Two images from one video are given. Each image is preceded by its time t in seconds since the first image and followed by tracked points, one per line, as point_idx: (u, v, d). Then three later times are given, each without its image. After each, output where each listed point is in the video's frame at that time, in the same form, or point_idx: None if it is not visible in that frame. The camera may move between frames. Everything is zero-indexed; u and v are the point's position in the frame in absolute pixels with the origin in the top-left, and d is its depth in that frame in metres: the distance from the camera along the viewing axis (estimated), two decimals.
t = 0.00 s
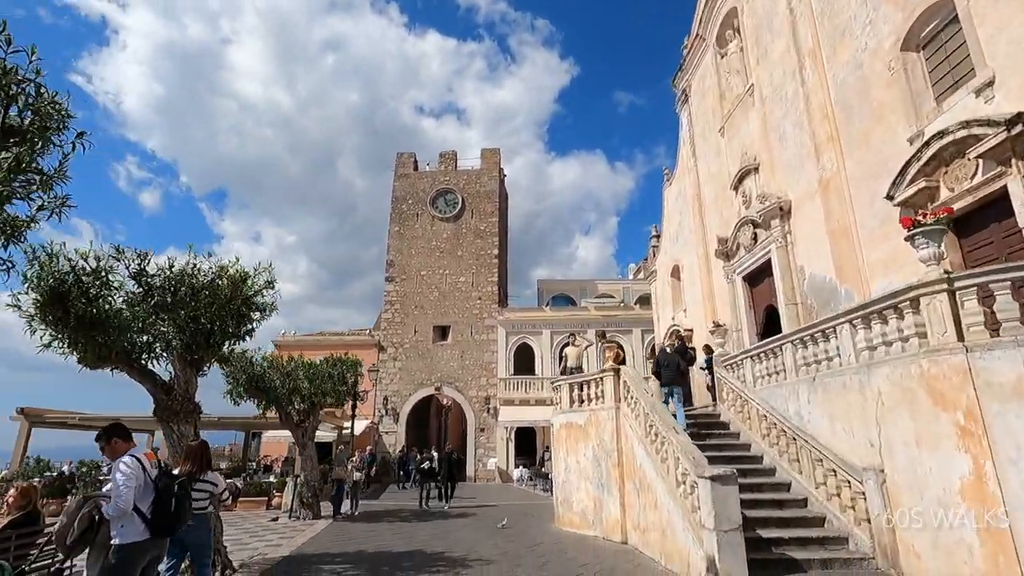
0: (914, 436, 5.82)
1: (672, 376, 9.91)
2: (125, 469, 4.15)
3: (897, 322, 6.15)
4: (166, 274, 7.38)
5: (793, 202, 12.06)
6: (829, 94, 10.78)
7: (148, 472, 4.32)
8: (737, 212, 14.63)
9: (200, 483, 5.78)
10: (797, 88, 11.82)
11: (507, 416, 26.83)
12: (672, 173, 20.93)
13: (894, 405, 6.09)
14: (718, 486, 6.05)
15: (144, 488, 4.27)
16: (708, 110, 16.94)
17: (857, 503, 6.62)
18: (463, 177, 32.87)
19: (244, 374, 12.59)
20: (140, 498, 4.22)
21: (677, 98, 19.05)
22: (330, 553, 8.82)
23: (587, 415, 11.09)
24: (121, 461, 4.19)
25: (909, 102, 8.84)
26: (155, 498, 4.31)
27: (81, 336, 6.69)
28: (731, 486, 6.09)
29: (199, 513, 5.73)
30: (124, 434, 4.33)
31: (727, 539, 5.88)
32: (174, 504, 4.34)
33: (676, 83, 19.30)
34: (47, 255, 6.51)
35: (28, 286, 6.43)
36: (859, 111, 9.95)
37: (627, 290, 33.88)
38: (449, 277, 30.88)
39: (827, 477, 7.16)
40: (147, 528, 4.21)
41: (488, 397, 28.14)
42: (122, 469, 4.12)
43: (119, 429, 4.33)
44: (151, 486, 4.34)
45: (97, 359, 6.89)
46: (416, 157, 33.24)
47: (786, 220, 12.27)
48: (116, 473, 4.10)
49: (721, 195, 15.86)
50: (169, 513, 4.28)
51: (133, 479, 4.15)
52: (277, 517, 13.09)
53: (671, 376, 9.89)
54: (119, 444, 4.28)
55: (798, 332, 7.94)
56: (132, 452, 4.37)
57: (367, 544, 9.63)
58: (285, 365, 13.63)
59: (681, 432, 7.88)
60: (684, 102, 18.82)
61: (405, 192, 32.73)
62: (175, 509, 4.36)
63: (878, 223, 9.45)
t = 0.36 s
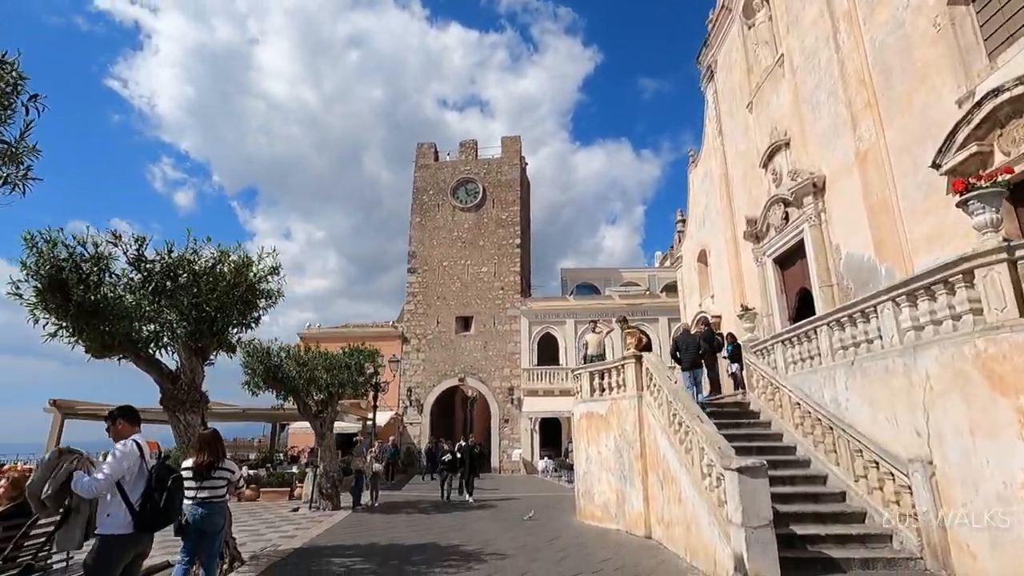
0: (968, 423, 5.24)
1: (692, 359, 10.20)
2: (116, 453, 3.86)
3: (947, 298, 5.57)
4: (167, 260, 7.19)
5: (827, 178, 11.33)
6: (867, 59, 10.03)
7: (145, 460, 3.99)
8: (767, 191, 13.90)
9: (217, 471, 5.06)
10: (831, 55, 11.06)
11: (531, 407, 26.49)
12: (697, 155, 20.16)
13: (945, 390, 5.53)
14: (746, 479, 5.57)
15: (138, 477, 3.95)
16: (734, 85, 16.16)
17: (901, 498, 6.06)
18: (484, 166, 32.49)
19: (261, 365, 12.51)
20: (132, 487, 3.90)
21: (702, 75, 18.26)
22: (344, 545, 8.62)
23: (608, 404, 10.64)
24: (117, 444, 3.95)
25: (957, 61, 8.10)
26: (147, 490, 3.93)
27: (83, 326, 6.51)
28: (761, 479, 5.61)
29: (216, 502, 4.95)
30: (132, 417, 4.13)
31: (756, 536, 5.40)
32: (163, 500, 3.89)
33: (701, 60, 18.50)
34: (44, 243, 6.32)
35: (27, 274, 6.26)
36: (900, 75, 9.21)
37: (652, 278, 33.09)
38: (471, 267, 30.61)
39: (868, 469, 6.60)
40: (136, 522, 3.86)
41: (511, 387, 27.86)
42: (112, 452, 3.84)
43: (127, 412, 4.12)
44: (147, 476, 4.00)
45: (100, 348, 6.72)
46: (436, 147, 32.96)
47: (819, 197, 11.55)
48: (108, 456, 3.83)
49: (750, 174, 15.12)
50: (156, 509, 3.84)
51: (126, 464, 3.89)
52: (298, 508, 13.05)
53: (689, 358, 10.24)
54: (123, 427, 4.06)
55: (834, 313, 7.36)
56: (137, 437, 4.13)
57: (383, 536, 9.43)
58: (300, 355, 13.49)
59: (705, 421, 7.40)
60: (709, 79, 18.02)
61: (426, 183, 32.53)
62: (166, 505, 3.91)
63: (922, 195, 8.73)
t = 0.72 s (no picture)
0: (1014, 406, 4.73)
1: (710, 342, 9.83)
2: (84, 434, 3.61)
3: (991, 267, 5.05)
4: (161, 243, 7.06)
5: (856, 151, 10.65)
6: (899, 20, 9.34)
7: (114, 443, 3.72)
8: (792, 168, 13.21)
9: (206, 457, 4.80)
10: (860, 19, 10.36)
11: (550, 397, 26.14)
12: (718, 135, 19.40)
13: (988, 369, 5.02)
14: (764, 467, 5.13)
15: (108, 463, 3.69)
16: (757, 59, 15.41)
17: (938, 489, 5.55)
18: (500, 154, 32.06)
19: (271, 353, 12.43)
20: (101, 473, 3.65)
21: (723, 50, 17.50)
22: (347, 535, 8.40)
23: (622, 391, 10.22)
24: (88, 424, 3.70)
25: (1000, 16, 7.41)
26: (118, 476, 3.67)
27: (75, 310, 6.42)
28: (779, 467, 5.17)
29: (205, 489, 4.69)
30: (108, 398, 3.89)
31: (774, 530, 4.97)
32: (134, 487, 3.63)
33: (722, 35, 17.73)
34: (32, 227, 6.23)
35: (16, 259, 6.17)
36: (936, 35, 8.52)
37: (674, 265, 32.32)
38: (489, 256, 30.30)
39: (900, 458, 6.09)
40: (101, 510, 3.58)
41: (530, 377, 27.54)
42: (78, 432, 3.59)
43: (103, 393, 3.87)
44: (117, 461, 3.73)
45: (93, 333, 6.61)
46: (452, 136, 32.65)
47: (847, 172, 10.89)
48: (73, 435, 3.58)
49: (773, 152, 14.41)
50: (126, 498, 3.58)
51: (96, 447, 3.65)
52: (311, 497, 12.97)
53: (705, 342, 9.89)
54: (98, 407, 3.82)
55: (862, 290, 6.83)
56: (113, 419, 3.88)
57: (390, 526, 9.21)
58: (310, 342, 13.36)
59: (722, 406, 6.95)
60: (730, 55, 17.26)
61: (442, 172, 32.28)
62: (137, 493, 3.64)
63: (961, 164, 8.06)
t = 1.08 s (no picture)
0: None
1: (730, 321, 9.24)
2: None
3: None
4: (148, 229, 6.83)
5: (886, 124, 9.95)
6: None
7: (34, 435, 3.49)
8: (816, 146, 12.50)
9: (162, 452, 4.57)
10: None
11: (567, 388, 25.73)
12: (738, 115, 18.64)
13: None
14: (780, 461, 4.67)
15: (23, 459, 3.43)
16: (778, 32, 14.64)
17: (977, 485, 5.02)
18: (515, 142, 31.56)
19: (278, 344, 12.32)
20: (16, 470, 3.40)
21: (743, 26, 16.71)
22: (347, 528, 8.15)
23: (634, 380, 9.76)
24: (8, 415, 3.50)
25: None
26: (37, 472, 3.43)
27: (58, 298, 6.23)
28: (797, 461, 4.70)
29: (160, 485, 4.46)
30: (30, 385, 3.67)
31: (791, 529, 4.51)
32: (51, 484, 3.38)
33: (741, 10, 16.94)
34: (12, 212, 6.04)
35: None
36: None
37: (695, 253, 31.53)
38: (504, 246, 29.92)
39: (934, 451, 5.55)
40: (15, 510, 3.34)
41: (547, 368, 27.16)
42: None
43: (26, 380, 3.66)
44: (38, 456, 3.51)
45: (79, 322, 6.42)
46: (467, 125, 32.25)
47: (876, 147, 10.20)
48: None
49: (796, 129, 13.68)
50: (42, 497, 3.34)
51: (8, 441, 3.39)
52: (320, 489, 12.84)
53: (723, 323, 9.29)
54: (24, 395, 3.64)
55: (892, 270, 6.26)
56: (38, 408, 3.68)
57: (393, 520, 8.95)
58: (317, 333, 12.95)
59: (737, 395, 6.47)
60: (751, 30, 16.48)
61: (456, 162, 31.94)
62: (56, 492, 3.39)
63: (1005, 131, 7.38)
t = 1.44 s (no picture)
0: None
1: (740, 307, 8.79)
2: None
3: None
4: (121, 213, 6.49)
5: (908, 98, 9.33)
6: None
7: None
8: (833, 125, 11.86)
9: (62, 445, 4.34)
10: None
11: (578, 380, 25.31)
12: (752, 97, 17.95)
13: None
14: (788, 458, 4.22)
15: None
16: (794, 7, 13.95)
17: (1011, 484, 4.54)
18: (524, 131, 31.01)
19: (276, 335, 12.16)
20: None
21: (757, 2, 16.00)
22: (339, 524, 7.87)
23: (639, 371, 9.33)
24: None
25: None
26: None
27: (26, 285, 5.92)
28: (808, 457, 4.24)
29: (57, 482, 4.25)
30: None
31: (800, 533, 4.07)
32: None
33: None
34: None
35: None
36: None
37: (708, 242, 30.82)
38: (513, 237, 29.48)
39: (962, 446, 5.05)
40: None
41: (557, 360, 26.78)
42: None
43: None
44: None
45: (49, 310, 6.11)
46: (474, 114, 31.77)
47: (897, 122, 9.58)
48: None
49: (812, 108, 13.04)
50: None
51: None
52: (321, 483, 12.63)
53: (733, 308, 8.81)
54: None
55: (917, 248, 5.74)
56: None
57: (386, 516, 8.65)
58: (315, 324, 12.75)
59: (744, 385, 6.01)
60: (765, 6, 15.76)
61: (464, 152, 31.51)
62: None
63: None
